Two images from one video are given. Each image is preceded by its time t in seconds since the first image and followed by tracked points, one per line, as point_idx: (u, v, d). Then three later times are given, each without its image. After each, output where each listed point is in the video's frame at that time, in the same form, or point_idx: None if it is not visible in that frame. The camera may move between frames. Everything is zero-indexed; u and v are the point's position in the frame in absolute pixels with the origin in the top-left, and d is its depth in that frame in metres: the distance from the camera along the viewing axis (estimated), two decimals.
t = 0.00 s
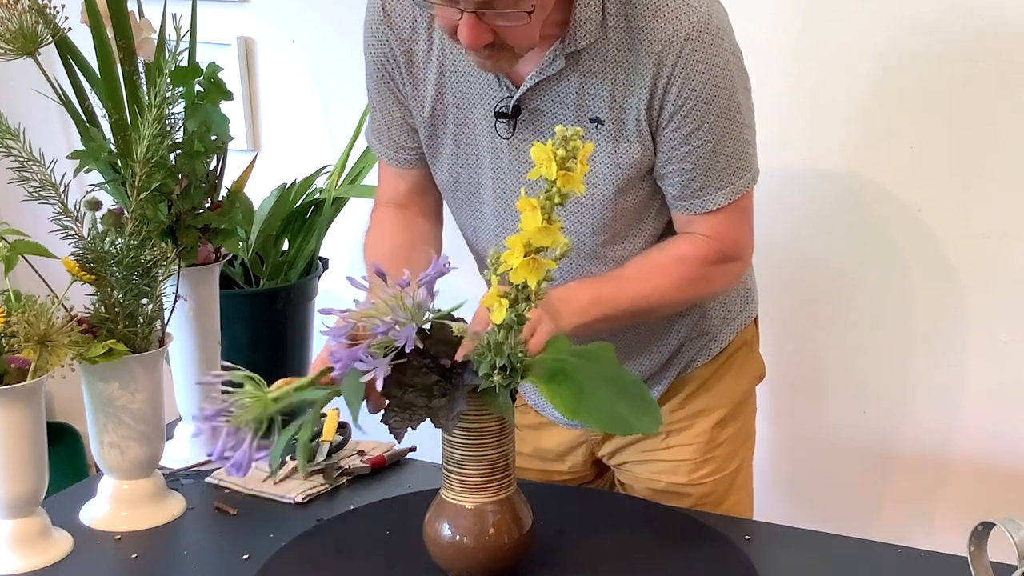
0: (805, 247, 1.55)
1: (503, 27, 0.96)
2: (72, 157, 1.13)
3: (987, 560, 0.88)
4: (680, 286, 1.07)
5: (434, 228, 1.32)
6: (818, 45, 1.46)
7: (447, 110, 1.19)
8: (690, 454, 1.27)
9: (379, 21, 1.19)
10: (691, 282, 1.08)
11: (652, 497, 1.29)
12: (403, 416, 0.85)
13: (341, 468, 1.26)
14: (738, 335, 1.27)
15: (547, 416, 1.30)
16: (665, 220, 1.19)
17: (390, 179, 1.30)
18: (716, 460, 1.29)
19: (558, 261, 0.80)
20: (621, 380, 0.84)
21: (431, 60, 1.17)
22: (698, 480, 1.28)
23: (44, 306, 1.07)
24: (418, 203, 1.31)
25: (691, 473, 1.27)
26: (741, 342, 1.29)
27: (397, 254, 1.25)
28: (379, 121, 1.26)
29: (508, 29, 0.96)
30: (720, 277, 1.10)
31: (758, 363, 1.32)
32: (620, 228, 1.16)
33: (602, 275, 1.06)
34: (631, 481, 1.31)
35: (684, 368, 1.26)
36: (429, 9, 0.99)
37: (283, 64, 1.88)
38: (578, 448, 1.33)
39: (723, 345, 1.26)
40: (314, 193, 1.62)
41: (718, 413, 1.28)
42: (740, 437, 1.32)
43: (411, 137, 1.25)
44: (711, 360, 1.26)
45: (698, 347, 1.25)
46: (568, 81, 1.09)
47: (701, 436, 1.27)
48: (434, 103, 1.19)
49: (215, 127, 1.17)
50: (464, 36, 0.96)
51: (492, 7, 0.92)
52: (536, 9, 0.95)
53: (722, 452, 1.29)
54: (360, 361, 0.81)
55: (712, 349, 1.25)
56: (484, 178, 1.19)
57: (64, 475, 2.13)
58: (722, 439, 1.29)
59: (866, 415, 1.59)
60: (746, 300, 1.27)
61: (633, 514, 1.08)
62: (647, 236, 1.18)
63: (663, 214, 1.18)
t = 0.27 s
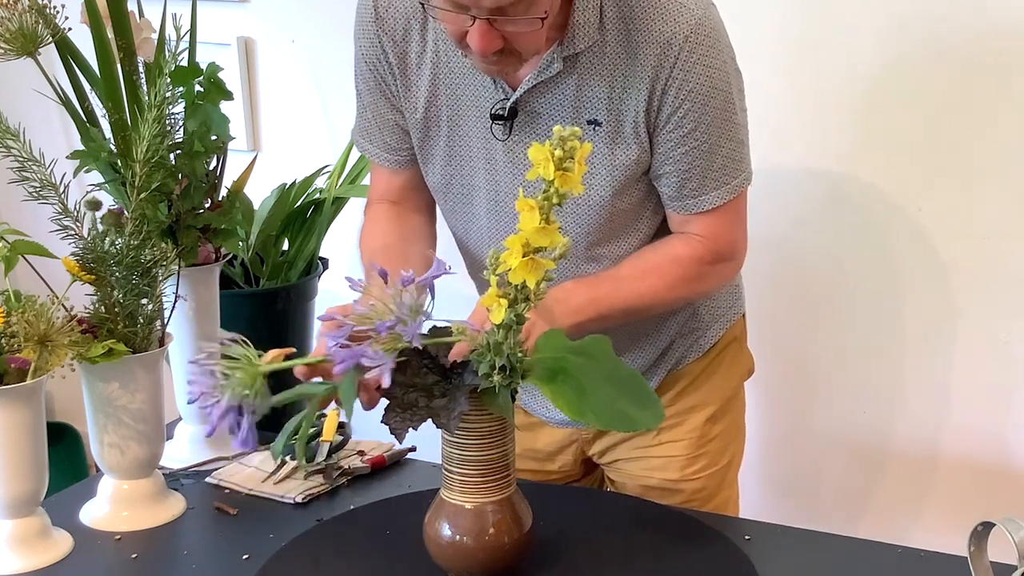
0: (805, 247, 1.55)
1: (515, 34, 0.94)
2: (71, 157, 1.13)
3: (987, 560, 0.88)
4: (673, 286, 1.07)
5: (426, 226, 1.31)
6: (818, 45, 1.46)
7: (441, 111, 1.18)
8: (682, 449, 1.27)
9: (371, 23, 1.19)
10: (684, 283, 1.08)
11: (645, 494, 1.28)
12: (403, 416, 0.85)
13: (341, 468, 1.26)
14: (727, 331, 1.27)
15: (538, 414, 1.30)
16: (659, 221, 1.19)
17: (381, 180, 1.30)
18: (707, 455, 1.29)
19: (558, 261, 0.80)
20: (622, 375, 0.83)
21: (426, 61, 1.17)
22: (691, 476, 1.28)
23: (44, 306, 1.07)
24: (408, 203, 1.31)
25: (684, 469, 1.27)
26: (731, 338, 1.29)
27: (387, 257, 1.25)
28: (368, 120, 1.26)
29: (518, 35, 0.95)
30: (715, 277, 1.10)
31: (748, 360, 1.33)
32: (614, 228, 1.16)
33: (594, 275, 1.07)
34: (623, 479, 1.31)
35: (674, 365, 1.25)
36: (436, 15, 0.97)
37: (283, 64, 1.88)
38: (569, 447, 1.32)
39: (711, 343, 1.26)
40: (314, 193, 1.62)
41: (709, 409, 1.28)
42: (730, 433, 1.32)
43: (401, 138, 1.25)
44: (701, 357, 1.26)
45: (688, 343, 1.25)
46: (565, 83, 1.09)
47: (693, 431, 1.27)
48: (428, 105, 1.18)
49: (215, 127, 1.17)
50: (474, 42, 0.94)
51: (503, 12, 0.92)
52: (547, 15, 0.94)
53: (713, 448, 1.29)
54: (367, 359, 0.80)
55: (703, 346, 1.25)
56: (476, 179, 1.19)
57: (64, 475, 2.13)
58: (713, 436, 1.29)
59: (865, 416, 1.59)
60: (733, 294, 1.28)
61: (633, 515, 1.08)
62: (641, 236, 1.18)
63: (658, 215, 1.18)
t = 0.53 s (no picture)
0: (805, 248, 1.55)
1: (519, 38, 0.94)
2: (71, 157, 1.13)
3: (987, 560, 0.88)
4: (677, 286, 1.07)
5: (421, 222, 1.32)
6: (818, 44, 1.46)
7: (439, 111, 1.18)
8: (678, 448, 1.27)
9: (368, 24, 1.19)
10: (688, 282, 1.08)
11: (641, 493, 1.28)
12: (404, 417, 0.83)
13: (341, 468, 1.26)
14: (721, 329, 1.28)
15: (535, 413, 1.30)
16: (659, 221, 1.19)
17: (376, 177, 1.30)
18: (703, 454, 1.29)
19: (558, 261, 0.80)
20: (622, 375, 0.83)
21: (424, 62, 1.17)
22: (687, 475, 1.28)
23: (44, 306, 1.07)
24: (404, 199, 1.31)
25: (679, 468, 1.27)
26: (726, 336, 1.29)
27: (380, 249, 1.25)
28: (364, 119, 1.26)
29: (522, 40, 0.95)
30: (717, 275, 1.10)
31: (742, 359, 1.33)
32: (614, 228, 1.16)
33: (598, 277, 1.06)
34: (619, 478, 1.31)
35: (670, 364, 1.25)
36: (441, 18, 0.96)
37: (283, 64, 1.88)
38: (565, 447, 1.32)
39: (707, 341, 1.26)
40: (314, 193, 1.62)
41: (703, 408, 1.28)
42: (725, 431, 1.32)
43: (397, 137, 1.25)
44: (697, 355, 1.26)
45: (683, 342, 1.25)
46: (565, 85, 1.09)
47: (688, 430, 1.27)
48: (426, 105, 1.18)
49: (215, 127, 1.17)
50: (478, 45, 0.94)
51: (509, 17, 0.91)
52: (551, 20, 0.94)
53: (708, 446, 1.29)
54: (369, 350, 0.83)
55: (698, 345, 1.25)
56: (474, 179, 1.19)
57: (64, 475, 2.13)
58: (708, 434, 1.29)
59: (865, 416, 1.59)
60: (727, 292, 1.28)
61: (633, 515, 1.08)
62: (641, 236, 1.18)
63: (657, 215, 1.18)
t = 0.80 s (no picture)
0: (805, 247, 1.55)
1: (521, 43, 0.94)
2: (71, 157, 1.13)
3: (987, 560, 0.88)
4: (675, 290, 1.08)
5: (418, 219, 1.32)
6: (818, 44, 1.45)
7: (440, 111, 1.18)
8: (678, 449, 1.27)
9: (370, 24, 1.19)
10: (685, 286, 1.08)
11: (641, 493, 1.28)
12: (403, 417, 0.84)
13: (341, 468, 1.26)
14: (721, 330, 1.28)
15: (535, 413, 1.30)
16: (658, 222, 1.19)
17: (375, 175, 1.30)
18: (703, 454, 1.29)
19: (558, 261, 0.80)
20: (622, 374, 0.82)
21: (426, 62, 1.17)
22: (687, 475, 1.28)
23: (44, 306, 1.07)
24: (403, 197, 1.31)
25: (678, 468, 1.27)
26: (726, 336, 1.29)
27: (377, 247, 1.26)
28: (364, 118, 1.26)
29: (525, 44, 0.95)
30: (715, 279, 1.11)
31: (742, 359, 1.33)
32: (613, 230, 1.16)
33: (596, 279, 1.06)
34: (619, 478, 1.31)
35: (669, 364, 1.25)
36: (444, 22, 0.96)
37: (283, 64, 1.88)
38: (565, 448, 1.32)
39: (706, 343, 1.26)
40: (314, 193, 1.62)
41: (703, 408, 1.28)
42: (725, 431, 1.32)
43: (397, 137, 1.26)
44: (697, 355, 1.26)
45: (683, 343, 1.25)
46: (567, 87, 1.09)
47: (689, 430, 1.27)
48: (427, 105, 1.18)
49: (215, 127, 1.17)
50: (481, 49, 0.94)
51: (512, 22, 0.91)
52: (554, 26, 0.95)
53: (708, 447, 1.29)
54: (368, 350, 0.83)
55: (697, 346, 1.25)
56: (474, 180, 1.19)
57: (64, 475, 2.13)
58: (707, 435, 1.29)
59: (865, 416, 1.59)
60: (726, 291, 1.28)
61: (633, 515, 1.08)
62: (641, 238, 1.18)
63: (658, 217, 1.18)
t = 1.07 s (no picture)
0: (805, 248, 1.55)
1: (528, 49, 0.94)
2: (71, 157, 1.13)
3: (987, 560, 0.88)
4: (671, 292, 1.07)
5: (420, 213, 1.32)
6: (817, 44, 1.45)
7: (443, 112, 1.18)
8: (679, 449, 1.27)
9: (372, 22, 1.18)
10: (681, 288, 1.08)
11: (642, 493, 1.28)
12: (403, 418, 0.84)
13: (341, 468, 1.26)
14: (724, 331, 1.28)
15: (536, 413, 1.30)
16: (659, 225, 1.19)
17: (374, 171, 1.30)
18: (704, 455, 1.29)
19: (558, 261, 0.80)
20: (622, 374, 0.82)
21: (429, 63, 1.17)
22: (688, 476, 1.28)
23: (44, 306, 1.07)
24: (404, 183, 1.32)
25: (680, 469, 1.27)
26: (728, 337, 1.29)
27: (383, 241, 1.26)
28: (366, 116, 1.26)
29: (533, 50, 0.95)
30: (712, 283, 1.11)
31: (744, 359, 1.33)
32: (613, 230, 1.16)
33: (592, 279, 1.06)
34: (621, 479, 1.31)
35: (672, 365, 1.25)
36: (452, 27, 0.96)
37: (283, 64, 1.88)
38: (567, 448, 1.32)
39: (707, 346, 1.26)
40: (314, 193, 1.62)
41: (704, 409, 1.28)
42: (726, 432, 1.32)
43: (396, 135, 1.26)
44: (699, 356, 1.26)
45: (685, 344, 1.25)
46: (570, 89, 1.09)
47: (690, 430, 1.27)
48: (429, 105, 1.18)
49: (215, 127, 1.17)
50: (488, 55, 0.94)
51: (521, 29, 0.91)
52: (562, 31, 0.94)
53: (710, 447, 1.29)
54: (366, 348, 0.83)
55: (700, 347, 1.25)
56: (476, 181, 1.19)
57: (64, 475, 2.13)
58: (710, 436, 1.29)
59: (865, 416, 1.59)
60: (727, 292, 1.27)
61: (633, 515, 1.08)
62: (641, 241, 1.18)
63: (658, 220, 1.18)
